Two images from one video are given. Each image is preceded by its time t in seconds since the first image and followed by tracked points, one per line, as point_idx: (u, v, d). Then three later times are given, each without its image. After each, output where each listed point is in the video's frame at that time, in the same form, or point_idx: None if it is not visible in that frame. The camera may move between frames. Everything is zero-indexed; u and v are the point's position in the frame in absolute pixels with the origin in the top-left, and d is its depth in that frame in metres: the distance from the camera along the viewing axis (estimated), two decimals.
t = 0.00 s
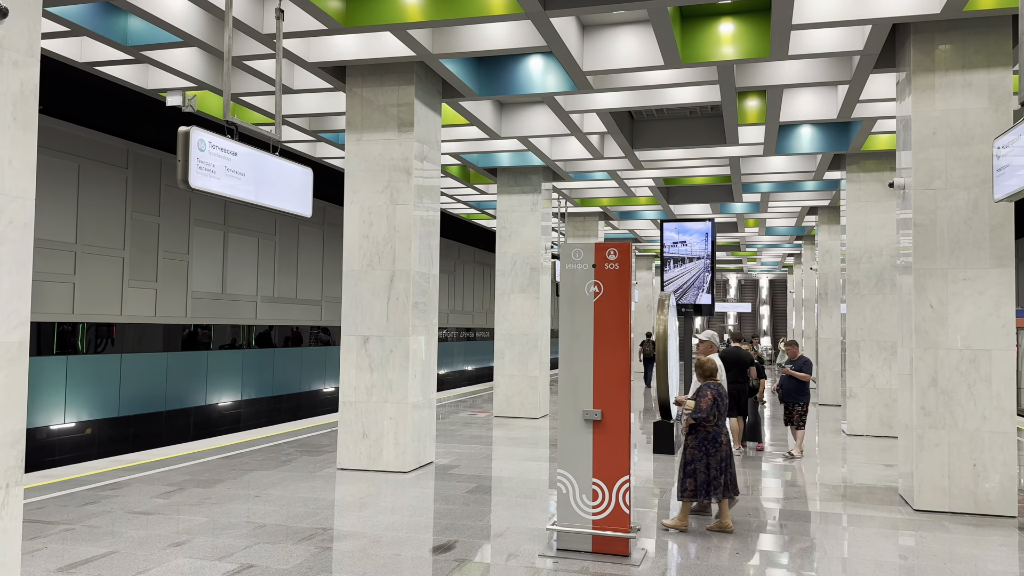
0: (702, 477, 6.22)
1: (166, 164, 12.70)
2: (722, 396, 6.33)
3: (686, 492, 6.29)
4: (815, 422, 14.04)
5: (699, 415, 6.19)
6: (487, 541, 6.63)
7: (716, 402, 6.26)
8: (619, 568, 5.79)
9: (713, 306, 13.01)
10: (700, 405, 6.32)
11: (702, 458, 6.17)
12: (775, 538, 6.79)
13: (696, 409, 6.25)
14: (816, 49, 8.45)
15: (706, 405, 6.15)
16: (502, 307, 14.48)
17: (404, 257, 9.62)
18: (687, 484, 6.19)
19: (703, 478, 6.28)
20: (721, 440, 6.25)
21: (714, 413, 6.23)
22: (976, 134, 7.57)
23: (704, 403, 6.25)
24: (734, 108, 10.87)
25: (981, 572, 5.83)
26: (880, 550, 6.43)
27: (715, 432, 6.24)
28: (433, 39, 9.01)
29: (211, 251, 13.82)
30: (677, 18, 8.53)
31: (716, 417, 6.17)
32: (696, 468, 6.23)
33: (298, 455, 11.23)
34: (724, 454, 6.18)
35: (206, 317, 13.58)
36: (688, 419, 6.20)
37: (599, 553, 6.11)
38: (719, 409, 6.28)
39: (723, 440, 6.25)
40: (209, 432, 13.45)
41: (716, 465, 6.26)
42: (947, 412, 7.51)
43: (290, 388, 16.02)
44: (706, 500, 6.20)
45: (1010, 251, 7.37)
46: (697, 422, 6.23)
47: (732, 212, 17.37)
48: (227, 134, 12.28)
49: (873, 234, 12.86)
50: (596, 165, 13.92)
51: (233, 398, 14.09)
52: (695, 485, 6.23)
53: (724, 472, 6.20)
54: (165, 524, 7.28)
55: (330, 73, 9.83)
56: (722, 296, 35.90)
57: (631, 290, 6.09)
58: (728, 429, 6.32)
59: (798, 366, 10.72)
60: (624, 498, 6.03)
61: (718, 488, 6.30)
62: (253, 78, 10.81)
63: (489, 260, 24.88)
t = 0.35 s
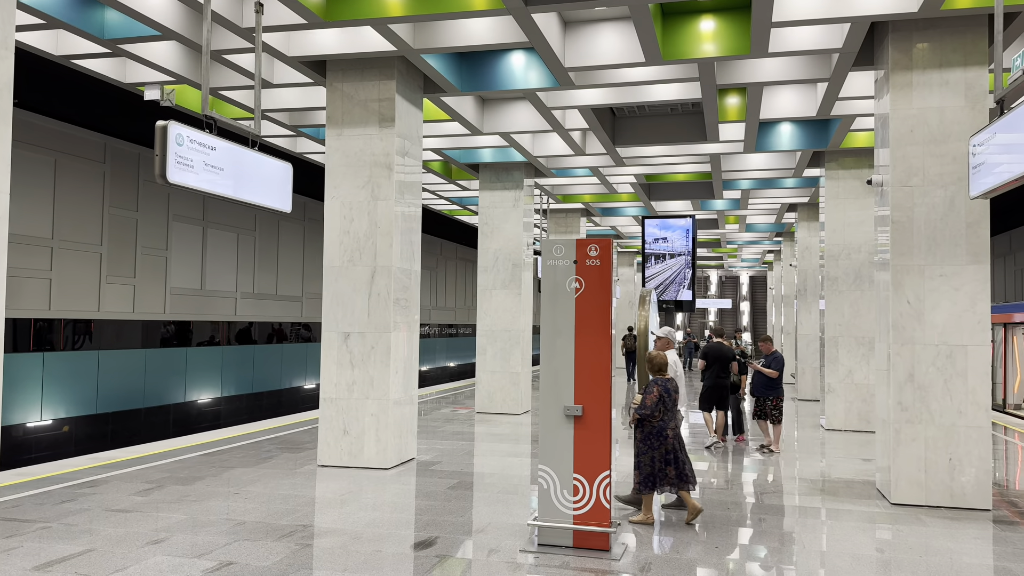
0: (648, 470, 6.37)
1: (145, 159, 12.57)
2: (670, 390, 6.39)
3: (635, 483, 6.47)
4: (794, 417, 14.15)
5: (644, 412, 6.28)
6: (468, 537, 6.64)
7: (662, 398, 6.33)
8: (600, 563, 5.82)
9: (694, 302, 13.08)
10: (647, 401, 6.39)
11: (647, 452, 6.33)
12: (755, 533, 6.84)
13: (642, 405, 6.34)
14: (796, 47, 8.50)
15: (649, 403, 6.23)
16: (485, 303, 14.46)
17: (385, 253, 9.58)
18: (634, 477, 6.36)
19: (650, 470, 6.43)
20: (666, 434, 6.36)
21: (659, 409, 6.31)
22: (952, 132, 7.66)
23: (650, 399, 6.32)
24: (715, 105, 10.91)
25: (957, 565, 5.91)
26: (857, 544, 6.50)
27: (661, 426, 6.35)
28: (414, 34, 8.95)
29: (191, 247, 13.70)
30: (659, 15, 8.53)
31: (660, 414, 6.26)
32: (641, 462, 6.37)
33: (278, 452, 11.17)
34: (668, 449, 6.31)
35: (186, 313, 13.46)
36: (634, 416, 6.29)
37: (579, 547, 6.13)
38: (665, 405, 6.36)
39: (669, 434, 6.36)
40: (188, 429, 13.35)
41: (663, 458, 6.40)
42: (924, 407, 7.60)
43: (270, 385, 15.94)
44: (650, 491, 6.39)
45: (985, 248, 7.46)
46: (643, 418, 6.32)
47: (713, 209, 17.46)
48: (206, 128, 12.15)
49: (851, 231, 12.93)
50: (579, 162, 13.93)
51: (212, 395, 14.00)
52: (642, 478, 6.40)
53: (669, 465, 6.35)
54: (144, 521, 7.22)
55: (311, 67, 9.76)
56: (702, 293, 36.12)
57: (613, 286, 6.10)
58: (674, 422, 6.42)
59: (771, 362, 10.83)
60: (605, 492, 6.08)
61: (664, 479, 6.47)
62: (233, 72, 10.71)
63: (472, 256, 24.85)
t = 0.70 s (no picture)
0: (610, 463, 6.52)
1: (123, 154, 12.43)
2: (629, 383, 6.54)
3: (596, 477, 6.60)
4: (775, 412, 14.27)
5: (604, 407, 6.40)
6: (450, 533, 6.63)
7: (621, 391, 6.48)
8: (581, 558, 5.84)
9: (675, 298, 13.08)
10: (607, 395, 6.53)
11: (609, 445, 6.48)
12: (735, 527, 6.89)
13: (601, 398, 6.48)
14: (776, 44, 8.54)
15: (610, 396, 6.36)
16: (468, 299, 14.44)
17: (367, 249, 9.54)
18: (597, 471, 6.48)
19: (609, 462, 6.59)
20: (625, 428, 6.53)
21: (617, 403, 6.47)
22: (930, 130, 7.73)
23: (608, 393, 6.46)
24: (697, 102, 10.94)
25: (934, 558, 5.99)
26: (836, 537, 6.56)
27: (619, 420, 6.51)
28: (396, 28, 8.90)
29: (170, 243, 13.58)
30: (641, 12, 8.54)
31: (621, 408, 6.41)
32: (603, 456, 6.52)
33: (259, 449, 11.10)
34: (628, 442, 6.49)
35: (165, 309, 13.34)
36: (596, 411, 6.39)
37: (561, 542, 6.14)
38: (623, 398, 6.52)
39: (627, 427, 6.53)
40: (168, 426, 13.24)
41: (621, 451, 6.57)
42: (901, 402, 7.69)
43: (251, 382, 15.84)
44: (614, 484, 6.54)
45: (962, 244, 7.55)
46: (603, 412, 6.45)
47: (695, 205, 17.54)
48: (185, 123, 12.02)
49: (831, 228, 13.04)
50: (562, 159, 13.93)
51: (192, 392, 13.90)
52: (603, 472, 6.54)
53: (628, 458, 6.51)
54: (122, 519, 7.15)
55: (292, 62, 9.68)
56: (684, 289, 36.30)
57: (595, 282, 6.12)
58: (632, 415, 6.59)
59: (741, 359, 11.16)
60: (587, 487, 6.09)
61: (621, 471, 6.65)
62: (212, 66, 10.60)
63: (454, 252, 24.81)
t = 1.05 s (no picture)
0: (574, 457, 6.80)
1: (102, 148, 12.29)
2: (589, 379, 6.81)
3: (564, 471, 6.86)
4: (756, 407, 14.38)
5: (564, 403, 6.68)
6: (433, 529, 6.63)
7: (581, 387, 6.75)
8: (563, 552, 5.85)
9: (659, 295, 13.16)
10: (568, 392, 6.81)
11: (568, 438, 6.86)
12: (717, 522, 6.93)
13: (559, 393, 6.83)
14: (757, 41, 8.58)
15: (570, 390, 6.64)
16: (451, 295, 14.42)
17: (349, 244, 9.49)
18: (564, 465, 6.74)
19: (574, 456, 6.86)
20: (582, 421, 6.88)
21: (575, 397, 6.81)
22: (909, 127, 7.80)
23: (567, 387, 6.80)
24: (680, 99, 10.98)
25: (911, 550, 6.06)
26: (816, 531, 6.63)
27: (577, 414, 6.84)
28: (378, 22, 8.85)
29: (150, 238, 13.45)
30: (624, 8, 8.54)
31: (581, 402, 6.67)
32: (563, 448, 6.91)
33: (240, 446, 11.04)
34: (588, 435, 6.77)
35: (145, 305, 13.22)
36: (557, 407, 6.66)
37: (543, 537, 6.15)
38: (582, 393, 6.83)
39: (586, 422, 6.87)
40: (148, 423, 13.13)
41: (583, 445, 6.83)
42: (880, 397, 7.77)
43: (232, 378, 15.74)
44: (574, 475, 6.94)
45: (940, 241, 7.63)
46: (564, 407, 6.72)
47: (677, 202, 17.60)
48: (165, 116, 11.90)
49: (811, 224, 13.16)
50: (545, 155, 13.93)
51: (173, 388, 13.79)
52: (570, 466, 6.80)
53: (588, 452, 6.85)
54: (101, 517, 7.08)
55: (272, 56, 9.60)
56: (666, 285, 36.45)
57: (577, 278, 6.13)
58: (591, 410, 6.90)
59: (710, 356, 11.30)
60: (569, 483, 6.10)
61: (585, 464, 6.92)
62: (193, 60, 10.49)
63: (438, 247, 24.76)
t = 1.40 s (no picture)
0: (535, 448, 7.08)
1: (82, 142, 12.15)
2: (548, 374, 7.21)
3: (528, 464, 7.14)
4: (738, 402, 14.47)
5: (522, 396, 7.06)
6: (416, 524, 6.62)
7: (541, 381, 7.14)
8: (547, 547, 5.87)
9: (643, 291, 13.28)
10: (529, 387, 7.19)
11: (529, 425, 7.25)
12: (700, 515, 6.98)
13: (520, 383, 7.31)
14: (740, 38, 8.62)
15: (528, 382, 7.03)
16: (435, 290, 14.39)
17: (333, 239, 9.45)
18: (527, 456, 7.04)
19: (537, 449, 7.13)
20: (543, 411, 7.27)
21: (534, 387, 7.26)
22: (891, 123, 7.87)
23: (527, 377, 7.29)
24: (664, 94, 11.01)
25: (891, 543, 6.13)
26: (797, 524, 6.69)
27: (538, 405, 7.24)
28: (361, 16, 8.79)
29: (131, 233, 13.32)
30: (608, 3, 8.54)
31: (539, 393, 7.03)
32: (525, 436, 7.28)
33: (223, 442, 10.97)
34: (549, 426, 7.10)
35: (126, 301, 13.10)
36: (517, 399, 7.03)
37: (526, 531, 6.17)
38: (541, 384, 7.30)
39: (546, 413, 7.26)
40: (129, 419, 13.02)
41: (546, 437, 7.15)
42: (861, 391, 7.84)
43: (214, 374, 15.64)
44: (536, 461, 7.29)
45: (920, 236, 7.70)
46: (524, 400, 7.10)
47: (661, 197, 17.65)
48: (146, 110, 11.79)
49: (794, 220, 13.26)
50: (530, 150, 13.92)
51: (154, 384, 13.68)
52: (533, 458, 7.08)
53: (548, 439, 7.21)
54: (82, 513, 7.02)
55: (254, 49, 9.53)
56: (650, 281, 36.57)
57: (561, 273, 6.14)
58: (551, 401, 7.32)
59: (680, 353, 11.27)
60: (552, 477, 6.12)
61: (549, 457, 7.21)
62: (174, 53, 10.38)
63: (421, 243, 24.69)
